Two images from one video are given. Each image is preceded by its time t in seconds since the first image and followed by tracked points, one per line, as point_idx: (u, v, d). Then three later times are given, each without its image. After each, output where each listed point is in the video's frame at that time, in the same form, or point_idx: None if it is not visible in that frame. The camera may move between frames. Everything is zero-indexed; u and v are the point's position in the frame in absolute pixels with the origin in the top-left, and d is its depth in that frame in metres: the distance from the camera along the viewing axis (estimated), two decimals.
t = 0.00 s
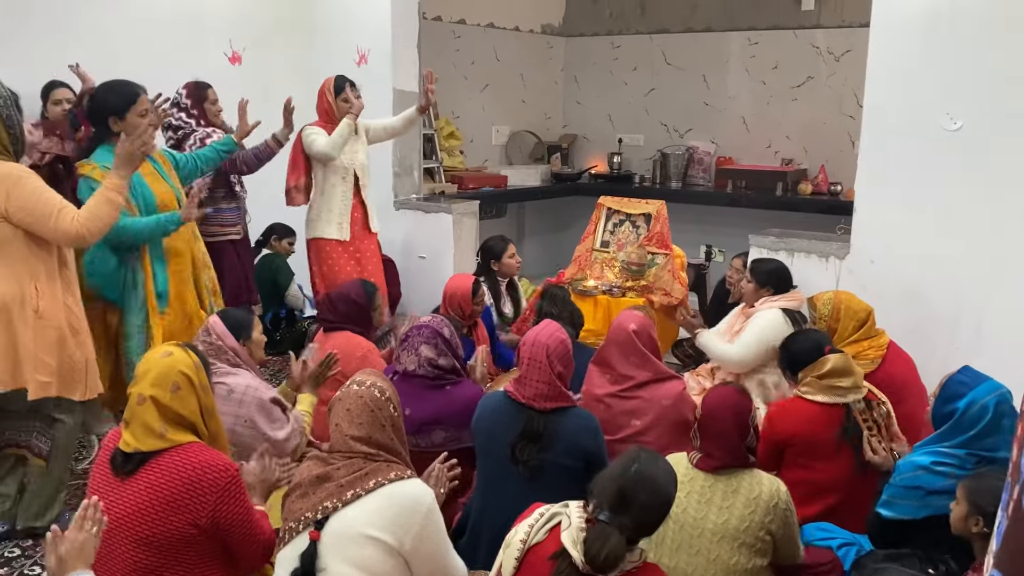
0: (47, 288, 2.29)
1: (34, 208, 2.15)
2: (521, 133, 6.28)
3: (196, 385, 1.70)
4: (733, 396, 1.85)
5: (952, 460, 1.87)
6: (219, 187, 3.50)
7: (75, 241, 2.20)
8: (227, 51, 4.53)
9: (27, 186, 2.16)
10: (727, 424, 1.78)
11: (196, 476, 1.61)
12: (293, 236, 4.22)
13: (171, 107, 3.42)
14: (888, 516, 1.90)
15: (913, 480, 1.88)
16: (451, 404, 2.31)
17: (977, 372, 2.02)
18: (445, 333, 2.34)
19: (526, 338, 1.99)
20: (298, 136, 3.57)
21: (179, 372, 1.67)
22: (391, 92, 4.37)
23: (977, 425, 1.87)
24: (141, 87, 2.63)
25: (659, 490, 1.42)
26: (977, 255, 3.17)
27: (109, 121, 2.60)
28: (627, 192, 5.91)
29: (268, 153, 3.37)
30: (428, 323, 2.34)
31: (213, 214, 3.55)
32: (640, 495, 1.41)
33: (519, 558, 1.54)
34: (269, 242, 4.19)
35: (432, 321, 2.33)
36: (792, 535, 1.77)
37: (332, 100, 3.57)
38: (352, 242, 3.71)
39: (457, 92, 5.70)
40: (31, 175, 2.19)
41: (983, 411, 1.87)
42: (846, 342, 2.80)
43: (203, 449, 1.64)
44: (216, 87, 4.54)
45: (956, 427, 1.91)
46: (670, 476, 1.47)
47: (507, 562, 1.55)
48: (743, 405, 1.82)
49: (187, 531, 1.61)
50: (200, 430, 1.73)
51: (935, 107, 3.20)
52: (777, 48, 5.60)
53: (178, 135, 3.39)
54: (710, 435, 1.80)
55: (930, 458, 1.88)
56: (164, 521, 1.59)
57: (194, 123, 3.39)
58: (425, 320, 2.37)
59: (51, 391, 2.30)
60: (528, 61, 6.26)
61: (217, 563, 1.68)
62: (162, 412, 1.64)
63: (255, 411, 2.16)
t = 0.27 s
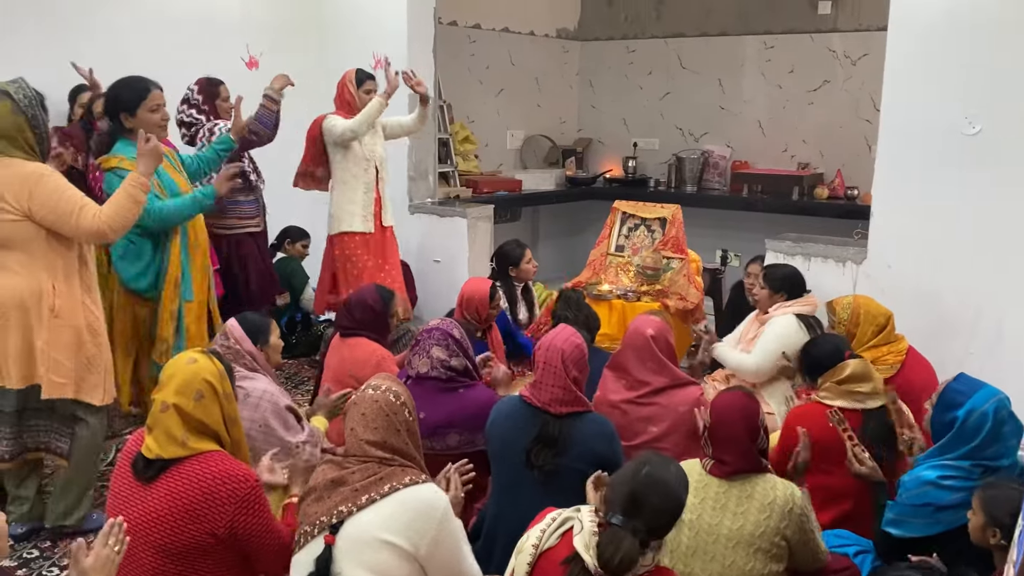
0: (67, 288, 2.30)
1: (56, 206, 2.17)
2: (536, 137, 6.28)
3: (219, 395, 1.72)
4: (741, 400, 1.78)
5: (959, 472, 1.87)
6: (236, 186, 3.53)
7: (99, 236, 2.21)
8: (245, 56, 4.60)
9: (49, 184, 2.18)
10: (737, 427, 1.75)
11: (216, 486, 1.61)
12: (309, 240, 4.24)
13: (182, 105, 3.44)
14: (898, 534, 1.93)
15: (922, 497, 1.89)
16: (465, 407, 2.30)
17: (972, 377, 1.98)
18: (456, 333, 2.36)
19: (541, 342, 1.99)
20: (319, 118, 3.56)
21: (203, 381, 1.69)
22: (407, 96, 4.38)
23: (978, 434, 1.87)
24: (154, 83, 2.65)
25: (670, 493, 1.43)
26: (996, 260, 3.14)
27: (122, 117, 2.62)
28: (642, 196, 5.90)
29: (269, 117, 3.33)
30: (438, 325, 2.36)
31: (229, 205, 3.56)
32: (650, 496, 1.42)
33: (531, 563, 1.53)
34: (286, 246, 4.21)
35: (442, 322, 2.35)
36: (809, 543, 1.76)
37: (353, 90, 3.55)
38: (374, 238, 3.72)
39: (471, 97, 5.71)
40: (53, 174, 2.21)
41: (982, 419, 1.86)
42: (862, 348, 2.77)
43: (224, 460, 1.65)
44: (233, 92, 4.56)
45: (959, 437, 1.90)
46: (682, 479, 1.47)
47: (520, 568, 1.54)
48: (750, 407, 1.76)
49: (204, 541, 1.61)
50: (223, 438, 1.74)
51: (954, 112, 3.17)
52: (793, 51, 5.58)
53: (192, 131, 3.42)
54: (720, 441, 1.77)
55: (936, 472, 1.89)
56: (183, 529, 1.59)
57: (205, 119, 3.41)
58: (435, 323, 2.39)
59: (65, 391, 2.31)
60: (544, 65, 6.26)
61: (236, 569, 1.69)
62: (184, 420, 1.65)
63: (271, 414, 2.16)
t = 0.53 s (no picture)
0: (106, 294, 2.30)
1: (92, 213, 2.18)
2: (552, 140, 6.28)
3: (230, 394, 1.71)
4: (755, 403, 1.80)
5: (971, 483, 1.78)
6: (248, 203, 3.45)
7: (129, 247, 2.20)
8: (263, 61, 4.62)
9: (87, 191, 2.18)
10: (754, 432, 1.75)
11: (229, 483, 1.62)
12: (325, 243, 4.25)
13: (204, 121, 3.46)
14: (913, 548, 1.84)
15: (934, 509, 1.80)
16: (481, 412, 2.30)
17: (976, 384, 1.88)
18: (473, 336, 2.36)
19: (557, 346, 1.99)
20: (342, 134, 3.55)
21: (213, 380, 1.69)
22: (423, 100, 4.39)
23: (987, 444, 1.77)
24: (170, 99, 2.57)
25: (687, 498, 1.42)
26: (1017, 265, 3.11)
27: (142, 136, 2.53)
28: (658, 199, 5.89)
29: (288, 154, 3.26)
30: (455, 327, 2.36)
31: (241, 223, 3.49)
32: (667, 500, 1.41)
33: (547, 566, 1.53)
34: (302, 249, 4.22)
35: (459, 325, 2.35)
36: (825, 549, 1.75)
37: (369, 104, 3.54)
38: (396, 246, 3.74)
39: (487, 100, 5.73)
40: (94, 180, 2.22)
41: (991, 429, 1.77)
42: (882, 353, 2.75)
43: (236, 457, 1.66)
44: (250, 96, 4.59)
45: (967, 447, 1.81)
46: (699, 483, 1.47)
47: (536, 571, 1.54)
48: (764, 412, 1.78)
49: (220, 538, 1.62)
50: (235, 437, 1.74)
51: (974, 115, 3.15)
52: (810, 54, 5.56)
53: (211, 147, 3.45)
54: (737, 446, 1.77)
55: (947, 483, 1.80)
56: (198, 527, 1.60)
57: (225, 135, 3.42)
58: (452, 326, 2.39)
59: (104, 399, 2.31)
60: (560, 69, 6.27)
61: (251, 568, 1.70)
62: (196, 419, 1.65)
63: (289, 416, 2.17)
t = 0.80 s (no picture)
0: (154, 302, 2.26)
1: (148, 218, 2.14)
2: (568, 142, 6.28)
3: (238, 389, 1.72)
4: (771, 408, 1.77)
5: (996, 487, 1.75)
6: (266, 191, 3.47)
7: (187, 251, 2.17)
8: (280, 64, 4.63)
9: (143, 196, 2.15)
10: (769, 439, 1.73)
11: (240, 473, 1.63)
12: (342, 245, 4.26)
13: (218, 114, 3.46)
14: (935, 551, 1.82)
15: (958, 512, 1.78)
16: (497, 415, 2.30)
17: (1006, 389, 1.85)
18: (491, 340, 2.35)
19: (573, 349, 1.98)
20: (363, 130, 3.54)
21: (221, 375, 1.70)
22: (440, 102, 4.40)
23: (1013, 448, 1.74)
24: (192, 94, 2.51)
25: (706, 503, 1.42)
26: None
27: (164, 130, 2.46)
28: (675, 202, 5.87)
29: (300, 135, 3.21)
30: (473, 331, 2.35)
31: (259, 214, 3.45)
32: (685, 506, 1.41)
33: (564, 571, 1.52)
34: (319, 251, 4.24)
35: (477, 329, 2.35)
36: (843, 552, 1.73)
37: (391, 99, 3.55)
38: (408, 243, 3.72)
39: (504, 103, 5.73)
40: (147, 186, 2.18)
41: (1017, 433, 1.73)
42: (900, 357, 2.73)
43: (247, 450, 1.66)
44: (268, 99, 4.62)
45: (992, 452, 1.78)
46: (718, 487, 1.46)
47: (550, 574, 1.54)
48: (781, 415, 1.75)
49: (235, 530, 1.63)
50: (243, 432, 1.74)
51: (994, 117, 3.12)
52: (828, 56, 5.53)
53: (226, 140, 3.46)
54: (752, 451, 1.76)
55: (973, 487, 1.78)
56: (213, 520, 1.61)
57: (238, 128, 3.43)
58: (470, 329, 2.38)
59: (145, 407, 2.25)
60: (576, 71, 6.26)
61: (267, 559, 1.70)
62: (206, 415, 1.66)
63: (304, 417, 2.18)
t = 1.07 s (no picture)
0: (188, 303, 2.21)
1: (193, 219, 2.08)
2: (585, 144, 6.27)
3: (257, 387, 1.73)
4: (790, 408, 1.79)
5: None
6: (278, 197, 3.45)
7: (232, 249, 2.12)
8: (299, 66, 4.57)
9: (188, 196, 2.09)
10: (788, 439, 1.74)
11: (261, 472, 1.63)
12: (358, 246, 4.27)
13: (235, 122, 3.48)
14: (961, 544, 1.77)
15: (988, 507, 1.72)
16: (515, 416, 2.30)
17: None
18: (512, 340, 2.39)
19: (591, 350, 1.98)
20: (371, 131, 3.52)
21: (240, 373, 1.70)
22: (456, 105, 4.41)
23: None
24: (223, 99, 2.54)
25: (717, 502, 1.41)
26: None
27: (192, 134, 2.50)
28: (692, 203, 5.85)
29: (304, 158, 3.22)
30: (494, 331, 2.39)
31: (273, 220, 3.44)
32: (693, 504, 1.40)
33: (580, 571, 1.52)
34: (336, 252, 4.25)
35: (498, 329, 2.39)
36: (863, 556, 1.72)
37: (409, 100, 3.53)
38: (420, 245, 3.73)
39: (521, 104, 5.73)
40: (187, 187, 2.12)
41: None
42: (920, 358, 2.71)
43: (266, 448, 1.67)
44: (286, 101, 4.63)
45: None
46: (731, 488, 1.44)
47: None
48: (800, 417, 1.77)
49: (254, 526, 1.64)
50: (261, 429, 1.75)
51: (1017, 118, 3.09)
52: (847, 57, 5.49)
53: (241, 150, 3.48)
54: (771, 452, 1.76)
55: (1005, 483, 1.72)
56: (233, 517, 1.62)
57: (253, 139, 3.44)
58: (491, 329, 2.43)
59: (184, 408, 2.21)
60: (593, 73, 6.26)
61: (285, 557, 1.71)
62: (226, 413, 1.67)
63: (322, 416, 2.18)
